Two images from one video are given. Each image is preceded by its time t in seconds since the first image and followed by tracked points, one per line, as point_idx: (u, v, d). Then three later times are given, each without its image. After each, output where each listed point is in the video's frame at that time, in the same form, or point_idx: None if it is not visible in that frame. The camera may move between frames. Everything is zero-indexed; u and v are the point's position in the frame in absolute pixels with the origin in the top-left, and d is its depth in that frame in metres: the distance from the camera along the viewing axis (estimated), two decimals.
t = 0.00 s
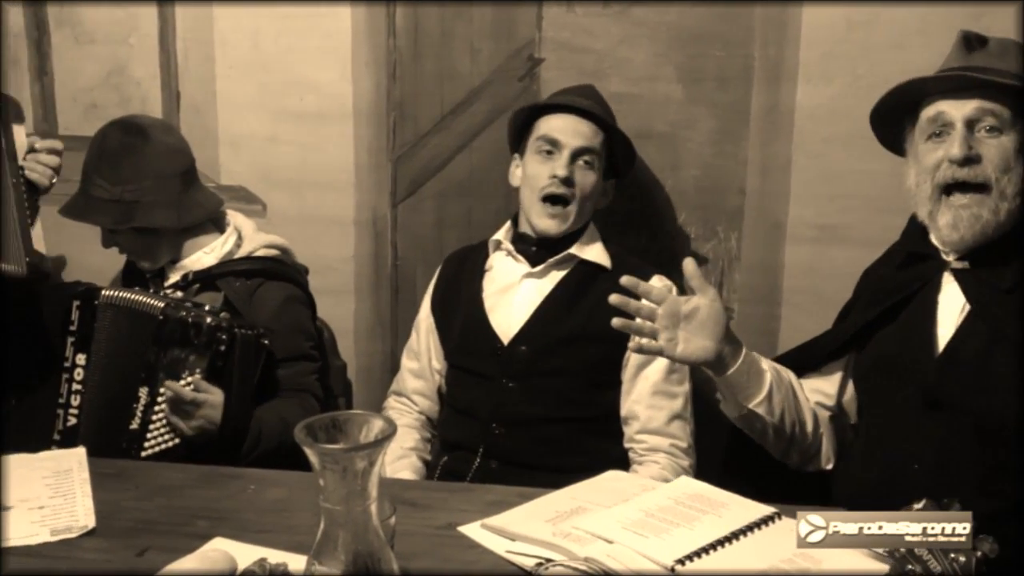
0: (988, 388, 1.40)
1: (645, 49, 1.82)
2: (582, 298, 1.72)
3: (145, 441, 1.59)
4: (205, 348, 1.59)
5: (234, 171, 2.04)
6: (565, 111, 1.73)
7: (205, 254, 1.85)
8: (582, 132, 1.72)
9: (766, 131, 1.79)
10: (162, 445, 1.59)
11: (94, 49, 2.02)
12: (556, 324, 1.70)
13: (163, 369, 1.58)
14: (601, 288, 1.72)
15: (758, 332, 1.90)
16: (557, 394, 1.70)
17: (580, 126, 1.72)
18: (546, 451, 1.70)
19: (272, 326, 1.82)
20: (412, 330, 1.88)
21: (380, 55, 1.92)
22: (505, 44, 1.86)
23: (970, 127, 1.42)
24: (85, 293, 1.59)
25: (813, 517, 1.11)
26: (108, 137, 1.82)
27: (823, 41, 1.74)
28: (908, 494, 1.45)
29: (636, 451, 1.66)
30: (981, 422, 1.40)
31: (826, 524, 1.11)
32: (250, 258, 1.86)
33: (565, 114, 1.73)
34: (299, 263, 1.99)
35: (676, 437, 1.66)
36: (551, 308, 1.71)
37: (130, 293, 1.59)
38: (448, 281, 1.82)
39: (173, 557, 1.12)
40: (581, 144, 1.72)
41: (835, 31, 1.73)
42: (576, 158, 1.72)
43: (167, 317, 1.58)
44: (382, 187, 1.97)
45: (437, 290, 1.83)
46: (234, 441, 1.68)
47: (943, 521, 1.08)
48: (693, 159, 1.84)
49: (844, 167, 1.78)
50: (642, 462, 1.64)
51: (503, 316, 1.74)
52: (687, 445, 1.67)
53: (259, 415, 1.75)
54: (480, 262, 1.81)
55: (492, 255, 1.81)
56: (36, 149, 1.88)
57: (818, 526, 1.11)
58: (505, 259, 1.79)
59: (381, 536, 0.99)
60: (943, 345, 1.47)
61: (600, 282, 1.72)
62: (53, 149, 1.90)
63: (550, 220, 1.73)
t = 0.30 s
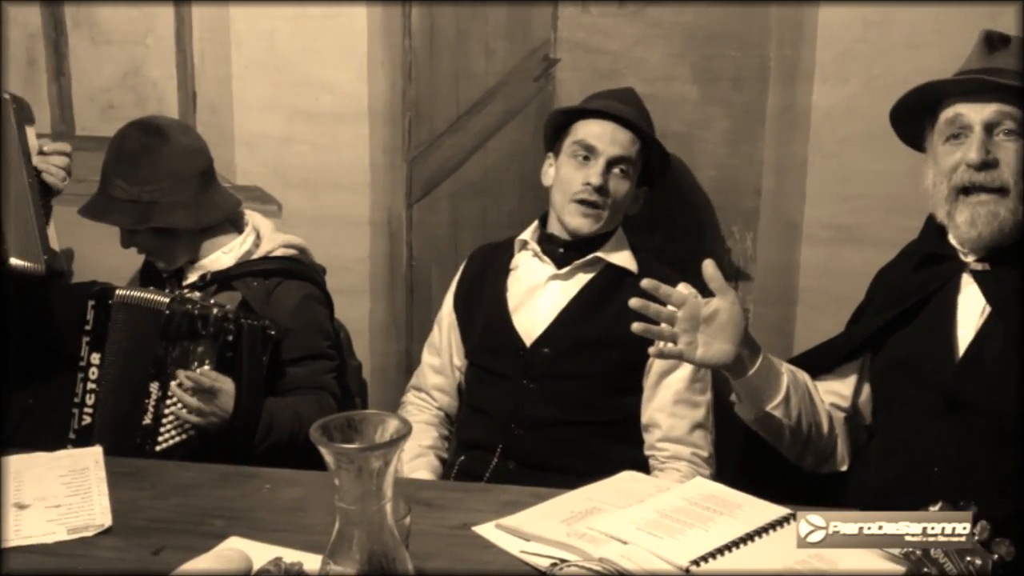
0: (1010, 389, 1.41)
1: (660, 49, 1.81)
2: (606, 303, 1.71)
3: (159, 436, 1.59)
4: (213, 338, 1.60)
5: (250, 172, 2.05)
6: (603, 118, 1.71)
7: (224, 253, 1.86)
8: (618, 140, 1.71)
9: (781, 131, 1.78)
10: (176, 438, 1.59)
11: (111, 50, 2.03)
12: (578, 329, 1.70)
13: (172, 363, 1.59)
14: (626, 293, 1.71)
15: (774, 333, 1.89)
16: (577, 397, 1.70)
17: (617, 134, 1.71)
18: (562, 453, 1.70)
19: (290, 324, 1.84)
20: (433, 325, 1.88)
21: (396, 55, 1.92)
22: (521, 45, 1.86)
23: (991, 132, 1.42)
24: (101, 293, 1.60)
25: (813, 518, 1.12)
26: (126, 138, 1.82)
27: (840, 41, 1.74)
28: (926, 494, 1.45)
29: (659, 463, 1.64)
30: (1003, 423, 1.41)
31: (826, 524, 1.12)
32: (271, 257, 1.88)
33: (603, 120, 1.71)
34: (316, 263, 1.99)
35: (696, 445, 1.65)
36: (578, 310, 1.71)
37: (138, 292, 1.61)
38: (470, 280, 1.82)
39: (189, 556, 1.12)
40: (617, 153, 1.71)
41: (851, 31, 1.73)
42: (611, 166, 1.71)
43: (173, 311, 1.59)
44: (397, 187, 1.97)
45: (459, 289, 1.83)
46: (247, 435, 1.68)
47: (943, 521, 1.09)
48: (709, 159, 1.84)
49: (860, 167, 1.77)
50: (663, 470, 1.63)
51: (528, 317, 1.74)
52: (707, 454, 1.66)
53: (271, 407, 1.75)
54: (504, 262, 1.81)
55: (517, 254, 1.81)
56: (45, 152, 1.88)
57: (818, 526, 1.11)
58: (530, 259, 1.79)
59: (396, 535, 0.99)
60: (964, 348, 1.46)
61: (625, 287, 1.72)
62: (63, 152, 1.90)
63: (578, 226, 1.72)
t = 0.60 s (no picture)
0: None
1: (677, 50, 1.81)
2: (625, 307, 1.71)
3: (173, 431, 1.61)
4: (223, 335, 1.63)
5: (267, 173, 2.05)
6: (618, 126, 1.71)
7: (238, 254, 1.87)
8: (634, 148, 1.70)
9: (799, 132, 1.78)
10: (189, 434, 1.61)
11: (129, 51, 2.04)
12: (599, 332, 1.70)
13: (185, 359, 1.63)
14: (645, 297, 1.71)
15: (791, 334, 1.88)
16: (596, 399, 1.70)
17: (633, 142, 1.70)
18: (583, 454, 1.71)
19: (307, 322, 1.84)
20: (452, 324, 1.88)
21: (413, 57, 1.92)
22: (539, 46, 1.86)
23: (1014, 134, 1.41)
24: (117, 293, 1.63)
25: (813, 518, 1.11)
26: (141, 141, 1.83)
27: (858, 42, 1.73)
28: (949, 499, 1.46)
29: (689, 446, 1.62)
30: None
31: (826, 524, 1.11)
32: (286, 256, 1.87)
33: (618, 128, 1.71)
34: (332, 263, 2.00)
35: (727, 435, 1.64)
36: (596, 315, 1.71)
37: (154, 292, 1.64)
38: (488, 282, 1.82)
39: (206, 555, 1.13)
40: (634, 161, 1.71)
41: (870, 32, 1.72)
42: (628, 175, 1.71)
43: (185, 308, 1.63)
44: (414, 188, 1.98)
45: (478, 290, 1.82)
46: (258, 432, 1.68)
47: (943, 521, 1.08)
48: (726, 160, 1.83)
49: (878, 168, 1.76)
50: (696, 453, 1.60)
51: (546, 320, 1.74)
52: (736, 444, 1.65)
53: (287, 404, 1.76)
54: (523, 262, 1.81)
55: (537, 255, 1.81)
56: (65, 161, 1.92)
57: (818, 526, 1.10)
58: (550, 261, 1.78)
59: (412, 535, 0.99)
60: (987, 354, 1.46)
61: (646, 291, 1.72)
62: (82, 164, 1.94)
63: (596, 234, 1.73)
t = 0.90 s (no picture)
0: None
1: (691, 52, 1.81)
2: (636, 309, 1.71)
3: (180, 431, 1.62)
4: (229, 333, 1.64)
5: (281, 174, 2.06)
6: (620, 134, 1.68)
7: (252, 255, 1.87)
8: (638, 156, 1.68)
9: (813, 134, 1.78)
10: (197, 432, 1.62)
11: (145, 54, 2.05)
12: (609, 334, 1.70)
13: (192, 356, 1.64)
14: (656, 299, 1.71)
15: (806, 337, 1.88)
16: (608, 402, 1.70)
17: (636, 150, 1.68)
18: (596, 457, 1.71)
19: (320, 322, 1.84)
20: (464, 328, 1.88)
21: (427, 59, 1.93)
22: (553, 47, 1.86)
23: (1023, 136, 1.38)
24: (132, 295, 1.65)
25: (814, 518, 1.12)
26: (154, 144, 1.83)
27: (872, 44, 1.73)
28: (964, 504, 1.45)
29: (681, 445, 1.62)
30: None
31: (826, 524, 1.12)
32: (299, 257, 1.88)
33: (620, 137, 1.68)
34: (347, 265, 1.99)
35: (719, 439, 1.63)
36: (606, 318, 1.70)
37: (163, 294, 1.65)
38: (498, 286, 1.82)
39: (221, 556, 1.13)
40: (639, 168, 1.68)
41: (884, 34, 1.72)
42: (634, 182, 1.68)
43: (191, 307, 1.64)
44: (427, 189, 1.98)
45: (490, 292, 1.83)
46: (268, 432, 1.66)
47: (943, 521, 1.08)
48: (740, 162, 1.83)
49: (893, 170, 1.76)
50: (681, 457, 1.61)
51: (558, 322, 1.75)
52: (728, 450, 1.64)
53: (295, 400, 1.74)
54: (534, 267, 1.81)
55: (548, 259, 1.80)
56: (80, 161, 1.92)
57: (817, 526, 1.11)
58: (560, 265, 1.78)
59: (426, 537, 0.99)
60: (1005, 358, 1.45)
61: (654, 294, 1.71)
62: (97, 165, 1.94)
63: (608, 243, 1.71)
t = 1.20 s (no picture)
0: None
1: (708, 56, 1.81)
2: (643, 309, 1.71)
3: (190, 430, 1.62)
4: (236, 332, 1.65)
5: (297, 178, 2.06)
6: (627, 134, 1.67)
7: (267, 258, 1.87)
8: (649, 153, 1.67)
9: (830, 138, 1.77)
10: (206, 431, 1.62)
11: (163, 58, 2.06)
12: (619, 336, 1.70)
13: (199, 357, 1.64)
14: (662, 300, 1.70)
15: (822, 341, 1.87)
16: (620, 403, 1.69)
17: (646, 148, 1.67)
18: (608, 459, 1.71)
19: (332, 325, 1.85)
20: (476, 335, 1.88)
21: (443, 63, 1.93)
22: (568, 51, 1.86)
23: None
24: (147, 298, 1.67)
25: (814, 517, 1.11)
26: (180, 140, 1.84)
27: (889, 48, 1.72)
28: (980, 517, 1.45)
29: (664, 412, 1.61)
30: None
31: (826, 523, 1.11)
32: (313, 260, 1.88)
33: (628, 137, 1.67)
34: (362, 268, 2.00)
35: (705, 412, 1.61)
36: (611, 320, 1.70)
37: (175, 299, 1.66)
38: (509, 290, 1.83)
39: (236, 558, 1.13)
40: (651, 165, 1.67)
41: (901, 38, 1.71)
42: (648, 180, 1.68)
43: (199, 308, 1.64)
44: (442, 193, 1.98)
45: (500, 298, 1.83)
46: (274, 428, 1.68)
47: (943, 521, 1.07)
48: (756, 166, 1.83)
49: (909, 174, 1.75)
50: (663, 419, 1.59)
51: (565, 324, 1.75)
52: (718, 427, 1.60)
53: (304, 400, 1.75)
54: (544, 270, 1.82)
55: (557, 263, 1.81)
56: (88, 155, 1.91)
57: (818, 526, 1.10)
58: (569, 267, 1.78)
59: (440, 540, 0.99)
60: None
61: (658, 296, 1.71)
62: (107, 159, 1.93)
63: (631, 240, 1.69)
